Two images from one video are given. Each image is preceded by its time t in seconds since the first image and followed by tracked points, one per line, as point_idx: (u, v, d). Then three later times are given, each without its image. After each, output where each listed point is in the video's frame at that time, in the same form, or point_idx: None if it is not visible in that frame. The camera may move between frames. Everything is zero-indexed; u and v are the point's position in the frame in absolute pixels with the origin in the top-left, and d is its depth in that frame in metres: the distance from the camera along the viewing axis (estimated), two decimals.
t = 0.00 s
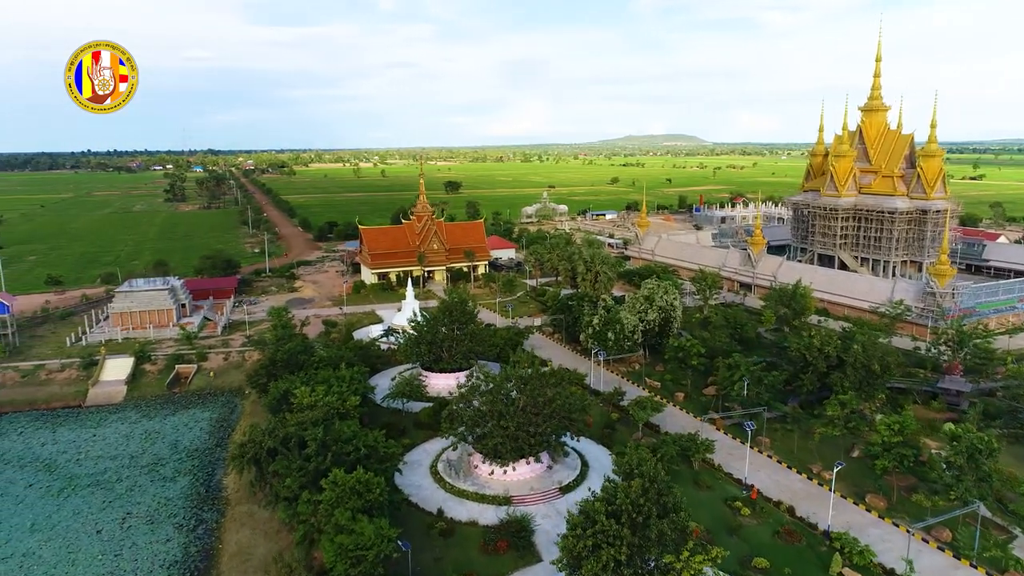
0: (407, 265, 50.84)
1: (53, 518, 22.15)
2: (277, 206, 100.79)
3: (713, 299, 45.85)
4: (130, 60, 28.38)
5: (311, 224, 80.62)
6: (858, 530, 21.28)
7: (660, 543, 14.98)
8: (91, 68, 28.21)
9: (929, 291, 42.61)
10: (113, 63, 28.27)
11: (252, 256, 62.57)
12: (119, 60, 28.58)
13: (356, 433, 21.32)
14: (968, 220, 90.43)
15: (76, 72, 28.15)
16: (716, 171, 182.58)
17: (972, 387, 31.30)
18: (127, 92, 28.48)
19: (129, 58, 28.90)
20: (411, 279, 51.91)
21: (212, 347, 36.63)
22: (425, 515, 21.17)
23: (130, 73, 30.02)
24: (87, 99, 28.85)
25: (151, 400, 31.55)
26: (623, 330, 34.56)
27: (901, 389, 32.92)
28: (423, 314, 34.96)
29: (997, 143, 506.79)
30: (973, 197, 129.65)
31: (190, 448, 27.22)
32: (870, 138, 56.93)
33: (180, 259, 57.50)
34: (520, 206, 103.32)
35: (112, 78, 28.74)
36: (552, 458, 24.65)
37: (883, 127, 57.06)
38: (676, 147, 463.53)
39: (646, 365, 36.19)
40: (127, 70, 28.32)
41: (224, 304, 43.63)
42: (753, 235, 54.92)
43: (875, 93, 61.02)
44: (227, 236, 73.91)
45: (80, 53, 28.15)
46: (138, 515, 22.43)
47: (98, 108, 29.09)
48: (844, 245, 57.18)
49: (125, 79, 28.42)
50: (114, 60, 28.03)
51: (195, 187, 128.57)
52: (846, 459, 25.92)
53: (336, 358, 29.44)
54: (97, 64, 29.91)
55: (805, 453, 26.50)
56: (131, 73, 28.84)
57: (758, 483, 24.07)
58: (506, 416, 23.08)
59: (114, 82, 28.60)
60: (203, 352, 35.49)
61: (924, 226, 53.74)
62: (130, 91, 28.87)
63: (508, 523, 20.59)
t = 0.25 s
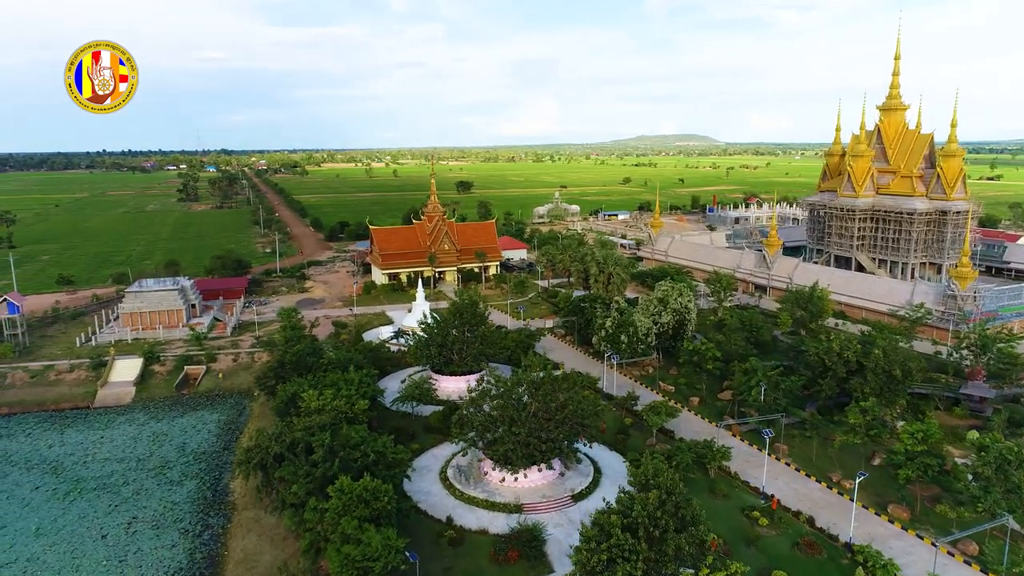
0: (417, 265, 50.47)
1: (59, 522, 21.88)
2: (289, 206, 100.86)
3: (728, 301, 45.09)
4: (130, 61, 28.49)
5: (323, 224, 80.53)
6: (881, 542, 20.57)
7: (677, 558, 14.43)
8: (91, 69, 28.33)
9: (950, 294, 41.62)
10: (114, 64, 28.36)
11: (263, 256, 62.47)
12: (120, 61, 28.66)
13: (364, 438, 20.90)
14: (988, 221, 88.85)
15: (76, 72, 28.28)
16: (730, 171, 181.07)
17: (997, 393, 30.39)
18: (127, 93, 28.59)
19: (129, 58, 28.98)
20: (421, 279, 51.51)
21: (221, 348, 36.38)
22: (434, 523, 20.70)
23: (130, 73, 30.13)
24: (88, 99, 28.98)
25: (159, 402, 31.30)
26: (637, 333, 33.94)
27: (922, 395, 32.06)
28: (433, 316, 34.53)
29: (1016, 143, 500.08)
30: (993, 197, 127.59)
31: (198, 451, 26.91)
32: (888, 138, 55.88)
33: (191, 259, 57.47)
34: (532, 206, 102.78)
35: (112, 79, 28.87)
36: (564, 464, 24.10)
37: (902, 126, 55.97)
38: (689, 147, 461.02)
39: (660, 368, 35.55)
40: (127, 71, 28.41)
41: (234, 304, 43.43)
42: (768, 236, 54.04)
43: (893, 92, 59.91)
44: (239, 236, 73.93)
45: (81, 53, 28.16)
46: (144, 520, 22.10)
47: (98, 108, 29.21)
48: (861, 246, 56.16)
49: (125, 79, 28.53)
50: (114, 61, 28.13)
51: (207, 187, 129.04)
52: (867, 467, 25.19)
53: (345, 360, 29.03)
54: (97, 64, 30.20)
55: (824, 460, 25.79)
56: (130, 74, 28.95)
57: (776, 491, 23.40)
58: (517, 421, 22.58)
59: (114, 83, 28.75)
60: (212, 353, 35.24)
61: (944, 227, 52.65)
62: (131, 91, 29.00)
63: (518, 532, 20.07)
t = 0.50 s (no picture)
0: (427, 266, 50.17)
1: (63, 526, 21.64)
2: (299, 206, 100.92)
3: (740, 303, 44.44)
4: (130, 61, 28.55)
5: (332, 224, 80.41)
6: (901, 553, 19.99)
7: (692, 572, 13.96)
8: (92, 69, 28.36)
9: (968, 297, 40.81)
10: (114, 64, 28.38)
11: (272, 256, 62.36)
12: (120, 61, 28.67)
13: (372, 443, 20.57)
14: (1005, 222, 87.55)
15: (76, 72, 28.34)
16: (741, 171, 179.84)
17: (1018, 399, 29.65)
18: (127, 93, 28.62)
19: (128, 58, 29.04)
20: (430, 280, 51.20)
21: (229, 349, 36.16)
22: (442, 530, 20.31)
23: (130, 73, 30.18)
24: (88, 99, 29.02)
25: (166, 404, 31.10)
26: (648, 335, 33.41)
27: (940, 400, 31.35)
28: (442, 317, 34.15)
29: None
30: (1008, 198, 125.98)
31: (204, 454, 26.64)
32: (904, 138, 55.00)
33: (200, 259, 57.43)
34: (542, 206, 102.30)
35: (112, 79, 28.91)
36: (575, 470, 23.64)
37: (918, 126, 55.07)
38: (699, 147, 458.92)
39: (672, 371, 35.02)
40: (127, 71, 28.45)
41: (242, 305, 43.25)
42: (781, 237, 53.32)
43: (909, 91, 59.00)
44: (249, 236, 73.93)
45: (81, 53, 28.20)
46: (149, 524, 21.82)
47: (98, 107, 29.27)
48: (876, 248, 55.30)
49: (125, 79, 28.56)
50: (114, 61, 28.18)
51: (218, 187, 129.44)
52: (885, 475, 24.58)
53: (353, 363, 28.68)
54: (97, 64, 30.31)
55: (841, 467, 25.22)
56: (130, 73, 28.98)
57: (792, 500, 22.86)
58: (526, 427, 22.16)
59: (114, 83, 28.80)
60: (220, 354, 35.02)
61: (960, 228, 51.75)
62: (130, 91, 29.02)
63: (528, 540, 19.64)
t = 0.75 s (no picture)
0: (435, 267, 49.80)
1: (67, 531, 21.38)
2: (308, 206, 100.89)
3: (752, 305, 43.77)
4: (129, 61, 28.29)
5: (341, 224, 80.21)
6: (922, 566, 19.35)
7: None
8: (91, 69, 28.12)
9: (987, 300, 39.92)
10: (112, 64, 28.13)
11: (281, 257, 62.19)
12: (118, 61, 28.45)
13: (378, 448, 20.17)
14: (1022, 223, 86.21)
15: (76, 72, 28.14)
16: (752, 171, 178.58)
17: None
18: (126, 93, 28.40)
19: (128, 59, 28.84)
20: (439, 281, 50.84)
21: (236, 350, 35.87)
22: (448, 539, 19.88)
23: (130, 73, 29.96)
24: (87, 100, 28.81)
25: (172, 406, 30.85)
26: (659, 339, 32.85)
27: (959, 405, 30.57)
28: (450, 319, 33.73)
29: None
30: None
31: (209, 457, 26.33)
32: (919, 137, 54.08)
33: (209, 259, 57.31)
34: (551, 207, 101.75)
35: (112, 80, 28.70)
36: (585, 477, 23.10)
37: (934, 126, 54.13)
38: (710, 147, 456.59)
39: (684, 375, 34.43)
40: (127, 71, 28.21)
41: (250, 306, 43.00)
42: (795, 238, 52.56)
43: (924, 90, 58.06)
44: (258, 237, 73.83)
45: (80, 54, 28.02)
46: (153, 530, 21.52)
47: (98, 108, 29.04)
48: (891, 249, 54.41)
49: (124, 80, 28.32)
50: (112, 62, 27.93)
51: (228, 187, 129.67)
52: (905, 484, 23.91)
53: (360, 365, 28.30)
54: (96, 64, 30.15)
55: (858, 476, 24.59)
56: (130, 74, 28.74)
57: (808, 509, 22.27)
58: (536, 433, 21.68)
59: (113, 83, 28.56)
60: (227, 355, 34.71)
61: (977, 230, 50.80)
62: (130, 92, 28.81)
63: (536, 549, 19.18)
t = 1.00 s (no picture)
0: (444, 268, 49.46)
1: (70, 535, 21.15)
2: (318, 206, 100.87)
3: (765, 307, 43.15)
4: (130, 61, 27.98)
5: (350, 224, 80.07)
6: None
7: None
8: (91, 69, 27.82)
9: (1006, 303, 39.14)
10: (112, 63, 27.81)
11: (290, 257, 62.07)
12: (118, 61, 28.13)
13: (384, 454, 19.82)
14: None
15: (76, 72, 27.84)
16: (763, 171, 177.25)
17: None
18: (126, 94, 28.10)
19: (129, 58, 28.52)
20: (447, 282, 50.50)
21: (243, 351, 35.64)
22: (456, 547, 19.50)
23: (130, 73, 29.65)
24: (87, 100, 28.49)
25: (178, 407, 30.64)
26: (671, 342, 32.33)
27: (978, 411, 29.88)
28: (458, 321, 33.35)
29: None
30: None
31: (215, 460, 26.07)
32: (935, 137, 53.26)
33: (217, 259, 57.22)
34: (560, 207, 101.24)
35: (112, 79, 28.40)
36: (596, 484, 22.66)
37: (950, 125, 53.23)
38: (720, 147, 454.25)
39: (695, 378, 33.90)
40: (126, 71, 27.88)
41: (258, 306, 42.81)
42: (808, 239, 51.83)
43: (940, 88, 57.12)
44: (267, 237, 73.76)
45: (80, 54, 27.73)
46: (156, 535, 21.25)
47: (97, 108, 28.71)
48: (905, 251, 53.57)
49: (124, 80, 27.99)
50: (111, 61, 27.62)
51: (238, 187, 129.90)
52: (923, 493, 23.33)
53: (367, 367, 27.96)
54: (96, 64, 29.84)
55: (875, 483, 24.02)
56: (129, 73, 28.41)
57: (824, 517, 21.74)
58: (545, 438, 21.26)
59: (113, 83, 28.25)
60: (234, 356, 34.50)
61: (994, 231, 49.90)
62: (130, 92, 28.50)
63: (545, 557, 18.77)
